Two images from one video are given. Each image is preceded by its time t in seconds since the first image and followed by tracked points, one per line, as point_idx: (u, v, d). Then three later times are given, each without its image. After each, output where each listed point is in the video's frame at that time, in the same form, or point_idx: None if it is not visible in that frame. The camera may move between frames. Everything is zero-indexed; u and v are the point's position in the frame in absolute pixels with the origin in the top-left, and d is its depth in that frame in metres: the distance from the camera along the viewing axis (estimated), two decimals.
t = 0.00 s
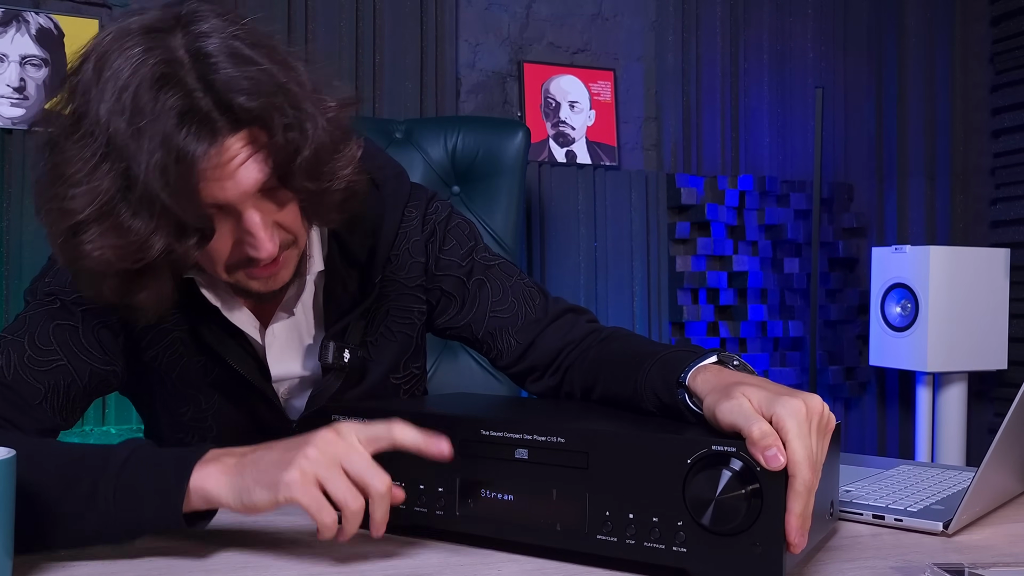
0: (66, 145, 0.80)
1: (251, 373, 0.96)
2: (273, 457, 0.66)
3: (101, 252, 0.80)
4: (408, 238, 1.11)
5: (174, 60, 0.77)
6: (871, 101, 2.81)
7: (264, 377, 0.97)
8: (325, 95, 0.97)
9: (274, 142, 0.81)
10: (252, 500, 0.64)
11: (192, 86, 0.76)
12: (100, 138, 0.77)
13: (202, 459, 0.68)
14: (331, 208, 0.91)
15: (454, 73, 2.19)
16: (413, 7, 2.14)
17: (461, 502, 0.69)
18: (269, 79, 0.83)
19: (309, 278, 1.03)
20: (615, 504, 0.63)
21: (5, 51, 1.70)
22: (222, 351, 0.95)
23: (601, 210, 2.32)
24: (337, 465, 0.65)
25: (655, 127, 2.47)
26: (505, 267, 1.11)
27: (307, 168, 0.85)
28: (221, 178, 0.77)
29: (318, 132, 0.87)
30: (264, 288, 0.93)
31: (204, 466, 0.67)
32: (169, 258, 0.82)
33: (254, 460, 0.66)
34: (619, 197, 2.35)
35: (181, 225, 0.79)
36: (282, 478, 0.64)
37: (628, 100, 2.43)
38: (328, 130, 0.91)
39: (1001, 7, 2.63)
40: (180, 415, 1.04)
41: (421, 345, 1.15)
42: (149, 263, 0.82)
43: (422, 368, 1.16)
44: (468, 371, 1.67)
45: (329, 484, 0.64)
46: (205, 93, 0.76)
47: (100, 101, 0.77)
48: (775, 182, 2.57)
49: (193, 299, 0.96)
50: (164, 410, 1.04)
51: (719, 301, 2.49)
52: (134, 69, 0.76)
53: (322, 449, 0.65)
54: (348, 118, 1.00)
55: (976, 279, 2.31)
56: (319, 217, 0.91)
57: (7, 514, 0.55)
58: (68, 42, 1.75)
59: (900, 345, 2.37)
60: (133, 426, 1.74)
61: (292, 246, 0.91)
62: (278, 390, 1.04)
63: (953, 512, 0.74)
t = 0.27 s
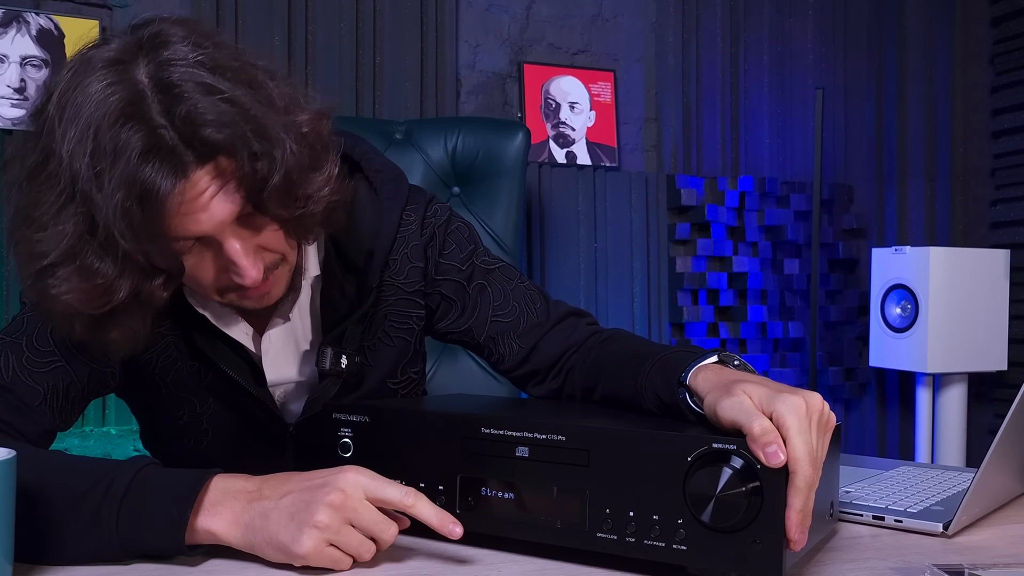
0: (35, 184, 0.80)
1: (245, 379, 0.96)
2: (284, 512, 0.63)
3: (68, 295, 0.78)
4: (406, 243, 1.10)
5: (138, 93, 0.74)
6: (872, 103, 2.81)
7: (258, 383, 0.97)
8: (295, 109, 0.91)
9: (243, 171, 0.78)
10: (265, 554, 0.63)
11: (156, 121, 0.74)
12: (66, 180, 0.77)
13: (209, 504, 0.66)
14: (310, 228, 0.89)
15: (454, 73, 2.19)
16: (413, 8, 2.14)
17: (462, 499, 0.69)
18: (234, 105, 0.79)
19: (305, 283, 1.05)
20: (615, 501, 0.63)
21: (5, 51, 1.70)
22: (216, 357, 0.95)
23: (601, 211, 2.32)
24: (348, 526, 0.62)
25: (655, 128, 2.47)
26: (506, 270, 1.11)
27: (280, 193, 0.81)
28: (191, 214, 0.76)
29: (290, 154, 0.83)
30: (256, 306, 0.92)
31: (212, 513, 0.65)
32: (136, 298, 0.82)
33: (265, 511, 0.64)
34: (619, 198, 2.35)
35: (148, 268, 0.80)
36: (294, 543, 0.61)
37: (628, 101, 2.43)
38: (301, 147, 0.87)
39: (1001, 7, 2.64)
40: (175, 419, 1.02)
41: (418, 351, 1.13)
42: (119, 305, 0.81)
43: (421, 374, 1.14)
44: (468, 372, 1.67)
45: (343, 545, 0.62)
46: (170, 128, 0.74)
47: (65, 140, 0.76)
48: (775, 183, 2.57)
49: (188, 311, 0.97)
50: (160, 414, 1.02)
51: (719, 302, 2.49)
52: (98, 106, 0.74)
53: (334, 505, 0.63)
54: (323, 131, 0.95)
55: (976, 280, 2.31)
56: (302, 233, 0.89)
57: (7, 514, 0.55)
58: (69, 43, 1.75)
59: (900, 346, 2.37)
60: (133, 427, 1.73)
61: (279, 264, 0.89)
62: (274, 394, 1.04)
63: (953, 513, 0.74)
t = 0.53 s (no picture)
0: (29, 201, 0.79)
1: (246, 381, 0.96)
2: (308, 515, 0.62)
3: (61, 317, 0.78)
4: (412, 248, 1.09)
5: (134, 112, 0.73)
6: (872, 104, 2.82)
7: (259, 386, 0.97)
8: (293, 125, 0.88)
9: (237, 195, 0.76)
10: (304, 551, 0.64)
11: (152, 142, 0.72)
12: (60, 201, 0.76)
13: (220, 507, 0.65)
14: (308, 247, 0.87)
15: (454, 74, 2.19)
16: (413, 9, 2.14)
17: (464, 486, 0.70)
18: (229, 128, 0.76)
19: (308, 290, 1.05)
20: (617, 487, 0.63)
21: (6, 52, 1.70)
22: (217, 361, 0.95)
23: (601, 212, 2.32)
24: (381, 522, 0.62)
25: (655, 129, 2.47)
26: (509, 275, 1.11)
27: (275, 217, 0.80)
28: (184, 236, 0.76)
29: (287, 175, 0.81)
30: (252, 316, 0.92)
31: (227, 520, 0.64)
32: (130, 320, 0.81)
33: (291, 515, 0.63)
34: (619, 199, 2.35)
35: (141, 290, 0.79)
36: (333, 548, 0.62)
37: (628, 102, 2.43)
38: (297, 166, 0.85)
39: (1001, 9, 2.65)
40: (175, 421, 1.02)
41: (422, 356, 1.12)
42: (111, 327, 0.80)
43: (424, 378, 1.14)
44: (468, 373, 1.67)
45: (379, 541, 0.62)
46: (166, 150, 0.72)
47: (60, 158, 0.74)
48: (775, 184, 2.57)
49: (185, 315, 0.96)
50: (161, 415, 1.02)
51: (719, 303, 2.49)
52: (93, 127, 0.73)
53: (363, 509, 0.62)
54: (321, 148, 0.91)
55: (976, 281, 2.31)
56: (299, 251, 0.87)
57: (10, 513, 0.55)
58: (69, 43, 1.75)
59: (900, 347, 2.37)
60: (133, 428, 1.73)
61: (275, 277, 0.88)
62: (277, 396, 1.04)
63: (953, 514, 0.74)
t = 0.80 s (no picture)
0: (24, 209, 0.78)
1: (243, 382, 0.96)
2: (308, 518, 0.62)
3: (55, 328, 0.77)
4: (410, 248, 1.08)
5: (129, 124, 0.72)
6: (871, 105, 2.81)
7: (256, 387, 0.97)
8: (287, 133, 0.87)
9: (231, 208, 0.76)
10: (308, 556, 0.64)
11: (146, 154, 0.71)
12: (54, 213, 0.75)
13: (218, 514, 0.64)
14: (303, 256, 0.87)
15: (454, 74, 2.19)
16: (413, 9, 2.14)
17: (464, 488, 0.70)
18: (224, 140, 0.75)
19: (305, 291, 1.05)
20: (617, 489, 0.63)
21: (6, 52, 1.70)
22: (214, 362, 0.95)
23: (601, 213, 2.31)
24: (382, 519, 0.62)
25: (656, 129, 2.47)
26: (509, 277, 1.12)
27: (270, 229, 0.79)
28: (180, 248, 0.76)
29: (281, 186, 0.80)
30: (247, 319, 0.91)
31: (226, 528, 0.64)
32: (125, 329, 0.81)
33: (291, 521, 0.63)
34: (619, 200, 2.35)
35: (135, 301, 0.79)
36: (337, 549, 0.62)
37: (628, 102, 2.43)
38: (291, 174, 0.83)
39: (1001, 9, 2.66)
40: (176, 421, 1.02)
41: (422, 355, 1.12)
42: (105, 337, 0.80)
43: (423, 377, 1.13)
44: (467, 373, 1.67)
45: (382, 537, 0.63)
46: (160, 164, 0.71)
47: (54, 168, 0.73)
48: (775, 185, 2.57)
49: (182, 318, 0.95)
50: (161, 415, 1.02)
51: (719, 303, 2.49)
52: (88, 139, 0.72)
53: (362, 507, 0.62)
54: (316, 157, 0.90)
55: (976, 282, 2.31)
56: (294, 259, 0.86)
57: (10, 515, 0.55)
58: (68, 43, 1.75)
59: (900, 347, 2.37)
60: (132, 429, 1.73)
61: (270, 283, 0.88)
62: (277, 397, 1.03)
63: (954, 515, 0.74)
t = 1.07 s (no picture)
0: (30, 195, 0.79)
1: (245, 380, 0.96)
2: (308, 515, 0.63)
3: (58, 312, 0.77)
4: (412, 247, 1.09)
5: (138, 110, 0.73)
6: (872, 104, 2.81)
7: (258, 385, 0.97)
8: (293, 128, 0.89)
9: (236, 195, 0.77)
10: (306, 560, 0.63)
11: (154, 140, 0.72)
12: (60, 198, 0.76)
13: (217, 515, 0.64)
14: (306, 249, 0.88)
15: (454, 74, 2.19)
16: (413, 9, 2.14)
17: (463, 487, 0.70)
18: (231, 130, 0.76)
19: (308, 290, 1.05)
20: (617, 488, 0.63)
21: (6, 52, 1.70)
22: (217, 362, 0.96)
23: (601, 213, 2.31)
24: (382, 513, 0.63)
25: (656, 129, 2.47)
26: (510, 276, 1.11)
27: (274, 219, 0.80)
28: (184, 234, 0.76)
29: (285, 178, 0.81)
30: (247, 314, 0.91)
31: (224, 530, 0.64)
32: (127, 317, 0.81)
33: (291, 519, 0.63)
34: (619, 200, 2.35)
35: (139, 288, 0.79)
36: (337, 545, 0.62)
37: (628, 102, 2.43)
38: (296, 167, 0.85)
39: (1001, 9, 2.66)
40: (180, 420, 1.01)
41: (423, 354, 1.12)
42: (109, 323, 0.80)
43: (426, 377, 1.13)
44: (467, 373, 1.67)
45: (381, 533, 0.62)
46: (167, 150, 0.72)
47: (63, 155, 0.74)
48: (775, 185, 2.57)
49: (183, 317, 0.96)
50: (163, 415, 1.02)
51: (719, 303, 2.49)
52: (97, 126, 0.72)
53: (361, 501, 0.63)
54: (321, 152, 0.93)
55: (976, 282, 2.31)
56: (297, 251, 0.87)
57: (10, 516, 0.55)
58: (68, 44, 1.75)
59: (900, 347, 2.37)
60: (132, 429, 1.73)
61: (272, 276, 0.88)
62: (278, 396, 1.03)
63: (954, 515, 0.74)
